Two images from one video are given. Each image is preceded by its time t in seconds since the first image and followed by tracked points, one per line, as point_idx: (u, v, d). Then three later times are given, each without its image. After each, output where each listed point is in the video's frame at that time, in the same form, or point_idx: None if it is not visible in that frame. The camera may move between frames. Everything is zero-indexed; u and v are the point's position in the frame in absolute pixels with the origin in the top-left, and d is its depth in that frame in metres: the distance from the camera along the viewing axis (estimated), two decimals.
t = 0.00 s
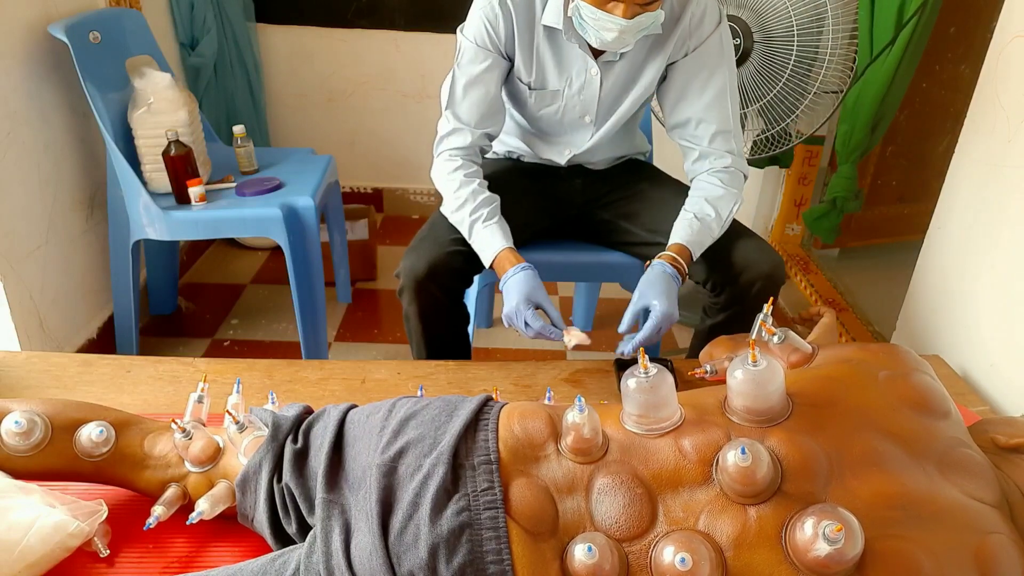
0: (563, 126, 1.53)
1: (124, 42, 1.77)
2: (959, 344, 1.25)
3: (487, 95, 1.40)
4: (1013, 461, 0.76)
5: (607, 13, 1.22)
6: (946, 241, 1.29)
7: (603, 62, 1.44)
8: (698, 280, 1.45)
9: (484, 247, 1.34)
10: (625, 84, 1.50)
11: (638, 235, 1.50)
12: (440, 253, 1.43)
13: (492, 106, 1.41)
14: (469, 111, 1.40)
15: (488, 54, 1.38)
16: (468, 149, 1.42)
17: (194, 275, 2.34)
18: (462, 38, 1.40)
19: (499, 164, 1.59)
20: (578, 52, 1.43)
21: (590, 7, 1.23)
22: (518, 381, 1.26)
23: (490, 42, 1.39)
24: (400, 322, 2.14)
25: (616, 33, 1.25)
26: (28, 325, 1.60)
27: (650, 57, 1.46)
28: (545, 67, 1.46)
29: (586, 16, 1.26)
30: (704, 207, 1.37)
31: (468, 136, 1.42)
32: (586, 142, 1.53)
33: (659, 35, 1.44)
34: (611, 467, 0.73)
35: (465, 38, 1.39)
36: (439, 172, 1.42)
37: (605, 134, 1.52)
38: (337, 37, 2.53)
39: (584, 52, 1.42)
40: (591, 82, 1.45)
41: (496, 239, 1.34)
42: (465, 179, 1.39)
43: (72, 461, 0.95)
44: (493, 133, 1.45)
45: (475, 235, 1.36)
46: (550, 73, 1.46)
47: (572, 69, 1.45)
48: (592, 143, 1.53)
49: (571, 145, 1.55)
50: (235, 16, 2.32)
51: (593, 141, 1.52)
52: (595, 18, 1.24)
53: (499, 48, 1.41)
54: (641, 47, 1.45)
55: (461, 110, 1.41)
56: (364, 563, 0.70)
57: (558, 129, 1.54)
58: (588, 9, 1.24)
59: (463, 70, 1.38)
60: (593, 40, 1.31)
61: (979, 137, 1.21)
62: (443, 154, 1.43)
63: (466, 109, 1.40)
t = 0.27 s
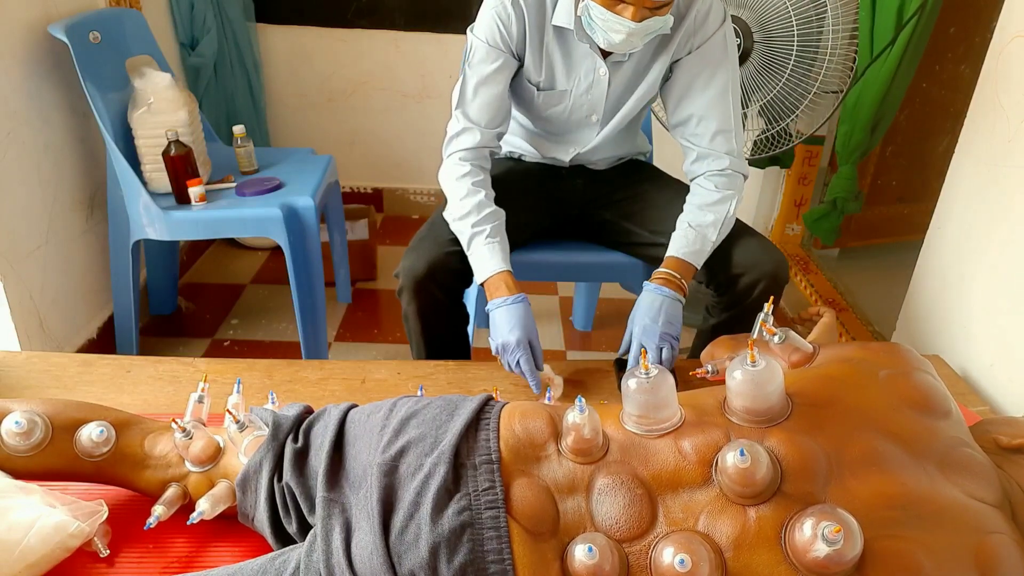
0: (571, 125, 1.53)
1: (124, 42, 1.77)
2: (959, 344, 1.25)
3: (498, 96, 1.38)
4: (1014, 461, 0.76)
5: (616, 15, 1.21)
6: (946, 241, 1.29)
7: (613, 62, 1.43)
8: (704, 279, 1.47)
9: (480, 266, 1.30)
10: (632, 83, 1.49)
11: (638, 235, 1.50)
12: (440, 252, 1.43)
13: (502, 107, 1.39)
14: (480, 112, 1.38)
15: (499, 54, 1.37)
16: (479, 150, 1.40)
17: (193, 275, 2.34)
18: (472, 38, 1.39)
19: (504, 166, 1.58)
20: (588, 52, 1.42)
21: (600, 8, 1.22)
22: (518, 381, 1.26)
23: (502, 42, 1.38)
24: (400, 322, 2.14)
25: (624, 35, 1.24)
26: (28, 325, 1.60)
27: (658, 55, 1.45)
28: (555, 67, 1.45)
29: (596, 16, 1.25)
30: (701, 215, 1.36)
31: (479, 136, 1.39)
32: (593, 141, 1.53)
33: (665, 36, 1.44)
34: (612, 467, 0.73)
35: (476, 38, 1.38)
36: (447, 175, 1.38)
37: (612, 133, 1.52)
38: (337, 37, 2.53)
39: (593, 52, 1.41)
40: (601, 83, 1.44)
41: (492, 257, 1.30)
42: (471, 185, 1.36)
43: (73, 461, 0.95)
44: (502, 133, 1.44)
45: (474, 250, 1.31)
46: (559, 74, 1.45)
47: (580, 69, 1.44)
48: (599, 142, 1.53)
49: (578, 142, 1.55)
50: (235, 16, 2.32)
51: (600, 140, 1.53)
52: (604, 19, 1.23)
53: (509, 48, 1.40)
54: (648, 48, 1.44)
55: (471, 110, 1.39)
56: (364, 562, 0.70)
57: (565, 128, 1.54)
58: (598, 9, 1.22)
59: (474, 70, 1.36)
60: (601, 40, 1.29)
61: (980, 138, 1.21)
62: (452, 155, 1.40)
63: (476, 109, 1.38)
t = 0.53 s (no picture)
0: (573, 124, 1.53)
1: (124, 42, 1.77)
2: (959, 345, 1.25)
3: (500, 96, 1.38)
4: (1015, 461, 0.76)
5: (626, 16, 1.21)
6: (946, 241, 1.29)
7: (616, 62, 1.43)
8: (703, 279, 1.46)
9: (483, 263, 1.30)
10: (634, 81, 1.49)
11: (638, 235, 1.50)
12: (438, 252, 1.43)
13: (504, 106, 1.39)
14: (482, 112, 1.38)
15: (502, 54, 1.37)
16: (481, 149, 1.40)
17: (193, 275, 2.34)
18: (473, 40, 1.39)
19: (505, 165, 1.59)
20: (591, 51, 1.42)
21: (610, 9, 1.22)
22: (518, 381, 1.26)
23: (503, 42, 1.38)
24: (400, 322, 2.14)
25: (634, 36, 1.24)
26: (28, 325, 1.60)
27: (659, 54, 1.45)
28: (557, 67, 1.45)
29: (605, 17, 1.24)
30: (696, 217, 1.36)
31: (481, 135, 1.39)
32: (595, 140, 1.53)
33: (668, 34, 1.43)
34: (612, 468, 0.73)
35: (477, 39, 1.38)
36: (451, 176, 1.38)
37: (614, 133, 1.53)
38: (337, 37, 2.53)
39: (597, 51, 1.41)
40: (605, 82, 1.44)
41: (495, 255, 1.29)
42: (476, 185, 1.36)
43: (73, 461, 0.95)
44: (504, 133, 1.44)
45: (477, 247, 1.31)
46: (562, 74, 1.45)
47: (584, 68, 1.44)
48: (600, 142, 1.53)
49: (580, 142, 1.55)
50: (235, 16, 2.32)
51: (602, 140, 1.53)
52: (614, 20, 1.23)
53: (512, 49, 1.40)
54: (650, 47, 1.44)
55: (474, 111, 1.39)
56: (365, 562, 0.70)
57: (568, 127, 1.54)
58: (608, 10, 1.22)
59: (476, 70, 1.36)
60: (609, 41, 1.29)
61: (979, 138, 1.21)
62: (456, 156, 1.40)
63: (479, 110, 1.38)
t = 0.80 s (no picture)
0: (579, 124, 1.52)
1: (124, 42, 1.77)
2: (959, 344, 1.25)
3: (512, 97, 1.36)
4: (1016, 462, 0.76)
5: (639, 14, 1.20)
6: (946, 241, 1.29)
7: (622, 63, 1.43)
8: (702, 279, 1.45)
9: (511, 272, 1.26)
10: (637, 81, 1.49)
11: (638, 235, 1.51)
12: (433, 251, 1.43)
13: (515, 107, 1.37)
14: (496, 113, 1.35)
15: (513, 56, 1.35)
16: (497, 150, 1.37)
17: (193, 275, 2.34)
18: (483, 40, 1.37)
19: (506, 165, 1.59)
20: (598, 52, 1.41)
21: (622, 8, 1.21)
22: (518, 381, 1.26)
23: (514, 44, 1.36)
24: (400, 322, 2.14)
25: (647, 34, 1.23)
26: (28, 325, 1.60)
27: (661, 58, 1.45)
28: (566, 69, 1.44)
29: (617, 17, 1.24)
30: (711, 202, 1.36)
31: (498, 136, 1.37)
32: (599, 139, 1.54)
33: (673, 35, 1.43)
34: (612, 468, 0.73)
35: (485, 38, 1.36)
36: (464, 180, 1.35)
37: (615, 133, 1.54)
38: (337, 37, 2.53)
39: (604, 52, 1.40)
40: (609, 84, 1.44)
41: (526, 285, 1.25)
42: (489, 192, 1.32)
43: (73, 461, 0.95)
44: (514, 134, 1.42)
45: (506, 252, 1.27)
46: (571, 75, 1.44)
47: (587, 70, 1.43)
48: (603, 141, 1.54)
49: (584, 141, 1.55)
50: (235, 16, 2.32)
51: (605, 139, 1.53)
52: (626, 19, 1.22)
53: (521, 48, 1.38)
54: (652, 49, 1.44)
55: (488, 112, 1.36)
56: (364, 561, 0.70)
57: (574, 127, 1.53)
58: (620, 10, 1.22)
59: (489, 72, 1.34)
60: (620, 42, 1.29)
61: (979, 138, 1.21)
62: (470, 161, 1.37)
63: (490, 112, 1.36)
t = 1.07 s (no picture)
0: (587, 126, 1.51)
1: (124, 42, 1.77)
2: (959, 345, 1.25)
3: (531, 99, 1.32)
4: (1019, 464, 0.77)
5: (676, 10, 1.19)
6: (947, 242, 1.29)
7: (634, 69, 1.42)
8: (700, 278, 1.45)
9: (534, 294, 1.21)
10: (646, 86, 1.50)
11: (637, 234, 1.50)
12: (429, 253, 1.43)
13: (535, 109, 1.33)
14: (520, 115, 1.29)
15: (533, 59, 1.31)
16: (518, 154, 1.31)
17: (193, 275, 2.34)
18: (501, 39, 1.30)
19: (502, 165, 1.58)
20: (612, 57, 1.39)
21: (658, 7, 1.19)
22: (519, 381, 1.27)
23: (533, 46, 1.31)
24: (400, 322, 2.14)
25: (683, 29, 1.22)
26: (28, 325, 1.60)
27: (670, 65, 1.46)
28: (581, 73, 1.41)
29: (650, 16, 1.21)
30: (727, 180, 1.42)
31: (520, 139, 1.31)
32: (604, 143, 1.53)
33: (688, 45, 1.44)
34: (613, 469, 0.73)
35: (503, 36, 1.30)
36: (484, 186, 1.28)
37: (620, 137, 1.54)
38: (337, 37, 2.53)
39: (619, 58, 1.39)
40: (623, 90, 1.43)
41: (552, 307, 1.21)
42: (511, 200, 1.27)
43: (73, 461, 0.95)
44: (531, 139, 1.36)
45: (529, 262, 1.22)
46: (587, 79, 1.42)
47: (602, 76, 1.42)
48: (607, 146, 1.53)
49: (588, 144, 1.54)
50: (235, 16, 2.32)
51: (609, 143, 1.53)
52: (661, 16, 1.20)
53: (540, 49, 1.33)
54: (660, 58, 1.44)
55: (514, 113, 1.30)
56: (365, 563, 0.70)
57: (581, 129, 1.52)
58: (655, 8, 1.20)
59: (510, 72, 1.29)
60: (653, 43, 1.27)
61: (980, 138, 1.21)
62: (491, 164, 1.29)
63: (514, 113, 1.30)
